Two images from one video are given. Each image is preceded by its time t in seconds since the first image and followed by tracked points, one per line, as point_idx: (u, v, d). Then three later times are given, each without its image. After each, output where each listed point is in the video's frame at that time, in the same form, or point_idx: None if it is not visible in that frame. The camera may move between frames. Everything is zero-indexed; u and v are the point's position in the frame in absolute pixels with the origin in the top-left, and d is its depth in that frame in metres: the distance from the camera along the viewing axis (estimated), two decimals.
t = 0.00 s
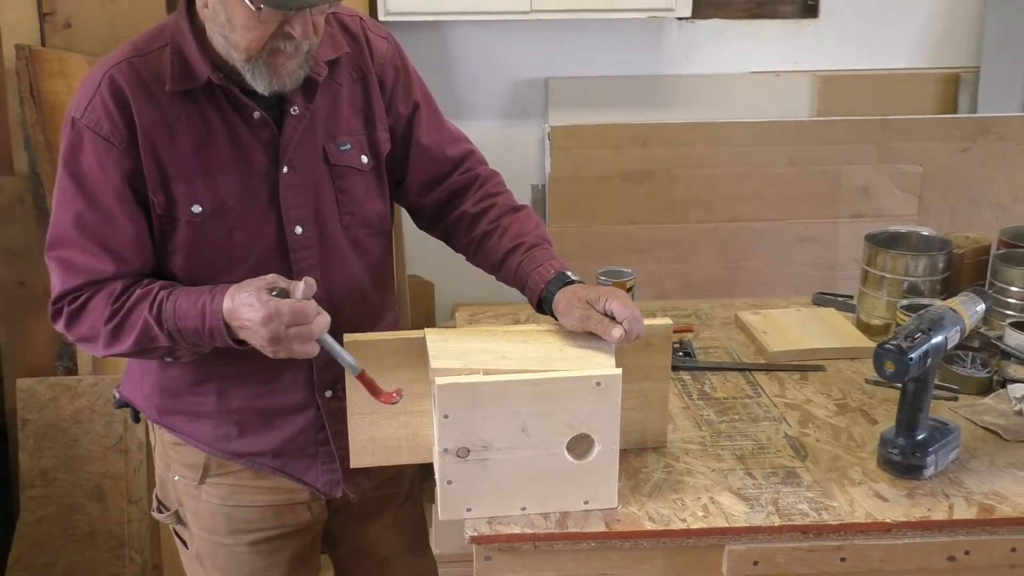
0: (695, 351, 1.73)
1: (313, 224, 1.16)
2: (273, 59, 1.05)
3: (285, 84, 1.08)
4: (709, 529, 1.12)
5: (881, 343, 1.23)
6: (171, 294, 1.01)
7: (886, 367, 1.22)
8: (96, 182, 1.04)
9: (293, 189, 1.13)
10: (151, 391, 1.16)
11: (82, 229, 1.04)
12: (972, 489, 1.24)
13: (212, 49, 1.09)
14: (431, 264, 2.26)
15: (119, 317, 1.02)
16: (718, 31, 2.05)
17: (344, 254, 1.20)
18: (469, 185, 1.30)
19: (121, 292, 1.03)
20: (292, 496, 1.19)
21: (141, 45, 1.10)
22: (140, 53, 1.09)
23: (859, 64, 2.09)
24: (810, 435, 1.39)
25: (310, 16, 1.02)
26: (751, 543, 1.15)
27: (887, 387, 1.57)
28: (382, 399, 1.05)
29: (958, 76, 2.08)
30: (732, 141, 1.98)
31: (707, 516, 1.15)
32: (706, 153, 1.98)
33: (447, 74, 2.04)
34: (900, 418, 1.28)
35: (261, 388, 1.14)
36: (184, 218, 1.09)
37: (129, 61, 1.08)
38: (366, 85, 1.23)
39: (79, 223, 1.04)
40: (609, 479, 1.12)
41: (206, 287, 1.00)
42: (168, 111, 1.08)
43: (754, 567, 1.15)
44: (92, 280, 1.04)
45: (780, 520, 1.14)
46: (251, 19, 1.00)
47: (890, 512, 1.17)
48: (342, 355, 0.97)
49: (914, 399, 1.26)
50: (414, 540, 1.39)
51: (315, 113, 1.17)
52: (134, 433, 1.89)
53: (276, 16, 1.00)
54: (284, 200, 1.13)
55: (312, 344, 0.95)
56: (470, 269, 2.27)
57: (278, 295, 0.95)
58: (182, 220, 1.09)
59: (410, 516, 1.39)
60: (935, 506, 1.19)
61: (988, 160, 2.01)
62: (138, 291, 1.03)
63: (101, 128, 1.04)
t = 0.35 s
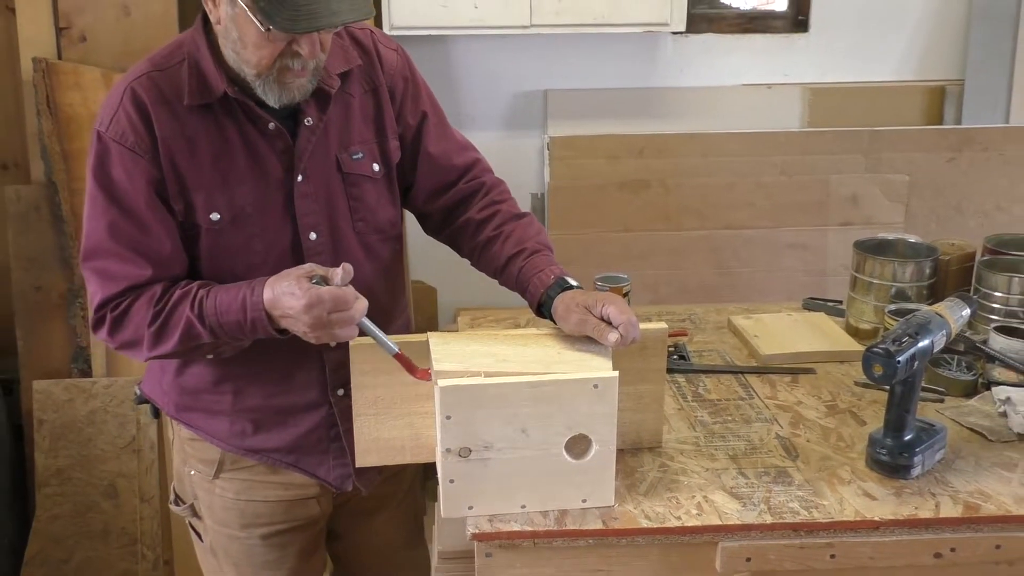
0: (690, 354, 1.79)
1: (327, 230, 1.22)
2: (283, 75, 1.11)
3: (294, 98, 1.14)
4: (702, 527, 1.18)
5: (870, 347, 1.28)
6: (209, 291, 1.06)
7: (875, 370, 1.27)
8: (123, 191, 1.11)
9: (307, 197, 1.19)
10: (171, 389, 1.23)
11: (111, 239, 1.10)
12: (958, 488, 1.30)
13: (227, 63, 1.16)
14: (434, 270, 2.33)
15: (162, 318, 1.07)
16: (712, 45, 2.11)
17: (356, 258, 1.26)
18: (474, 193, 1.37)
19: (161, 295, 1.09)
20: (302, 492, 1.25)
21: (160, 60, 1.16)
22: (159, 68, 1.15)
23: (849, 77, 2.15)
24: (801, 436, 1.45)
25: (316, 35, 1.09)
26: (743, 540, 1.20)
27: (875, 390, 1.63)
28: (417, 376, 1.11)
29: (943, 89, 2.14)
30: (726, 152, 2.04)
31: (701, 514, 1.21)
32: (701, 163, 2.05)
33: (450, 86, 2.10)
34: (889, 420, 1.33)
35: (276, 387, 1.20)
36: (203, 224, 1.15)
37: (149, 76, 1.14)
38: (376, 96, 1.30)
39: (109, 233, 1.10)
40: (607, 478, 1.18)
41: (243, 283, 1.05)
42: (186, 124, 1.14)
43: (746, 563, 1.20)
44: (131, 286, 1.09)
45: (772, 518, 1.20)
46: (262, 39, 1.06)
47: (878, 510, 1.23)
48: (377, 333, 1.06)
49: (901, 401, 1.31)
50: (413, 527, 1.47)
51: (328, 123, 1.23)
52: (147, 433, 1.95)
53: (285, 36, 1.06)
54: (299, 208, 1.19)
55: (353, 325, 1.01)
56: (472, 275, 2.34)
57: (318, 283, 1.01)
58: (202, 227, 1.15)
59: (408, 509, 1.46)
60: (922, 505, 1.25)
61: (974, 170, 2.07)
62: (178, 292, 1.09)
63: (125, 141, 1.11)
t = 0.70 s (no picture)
0: (687, 355, 1.85)
1: (347, 234, 1.29)
2: (295, 89, 1.17)
3: (309, 110, 1.20)
4: (699, 522, 1.24)
5: (861, 348, 1.34)
6: (231, 294, 1.12)
7: (866, 371, 1.32)
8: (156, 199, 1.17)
9: (329, 202, 1.26)
10: (197, 381, 1.31)
11: (145, 242, 1.16)
12: (946, 486, 1.35)
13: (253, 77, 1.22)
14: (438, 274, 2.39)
15: (185, 317, 1.13)
16: (707, 57, 2.19)
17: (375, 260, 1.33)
18: (484, 198, 1.43)
19: (186, 296, 1.14)
20: (319, 478, 1.34)
21: (190, 73, 1.22)
22: (189, 81, 1.21)
23: (839, 87, 2.23)
24: (794, 435, 1.51)
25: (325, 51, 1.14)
26: (738, 535, 1.26)
27: (866, 390, 1.69)
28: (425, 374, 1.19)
29: (931, 99, 2.22)
30: (722, 160, 2.11)
31: (697, 510, 1.26)
32: (697, 171, 2.11)
33: (455, 95, 2.17)
34: (880, 419, 1.40)
35: (296, 380, 1.29)
36: (232, 229, 1.23)
37: (180, 89, 1.20)
38: (394, 104, 1.36)
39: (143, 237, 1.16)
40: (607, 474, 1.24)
41: (262, 285, 1.10)
42: (216, 134, 1.21)
43: (741, 558, 1.26)
44: (161, 287, 1.16)
45: (766, 514, 1.25)
46: (273, 56, 1.13)
47: (870, 508, 1.29)
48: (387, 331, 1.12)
49: (890, 402, 1.38)
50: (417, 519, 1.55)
51: (347, 132, 1.30)
52: (161, 431, 2.03)
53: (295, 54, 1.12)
54: (321, 213, 1.26)
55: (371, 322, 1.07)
56: (475, 278, 2.41)
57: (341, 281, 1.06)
58: (231, 232, 1.22)
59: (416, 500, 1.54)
60: (911, 502, 1.30)
61: (960, 177, 2.14)
62: (202, 294, 1.14)
63: (158, 151, 1.17)
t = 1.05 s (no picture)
0: (684, 360, 1.92)
1: (357, 240, 1.37)
2: (305, 101, 1.23)
3: (320, 121, 1.27)
4: (695, 522, 1.29)
5: (853, 353, 1.39)
6: (272, 279, 1.16)
7: (857, 375, 1.37)
8: (182, 197, 1.23)
9: (341, 210, 1.34)
10: (215, 377, 1.39)
11: (170, 240, 1.22)
12: (935, 487, 1.41)
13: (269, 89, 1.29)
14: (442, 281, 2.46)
15: (224, 301, 1.16)
16: (704, 72, 2.27)
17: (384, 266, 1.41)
18: (491, 206, 1.50)
19: (226, 282, 1.19)
20: (329, 472, 1.41)
21: (211, 85, 1.30)
22: (210, 92, 1.28)
23: (832, 101, 2.30)
24: (788, 437, 1.57)
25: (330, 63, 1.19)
26: (733, 535, 1.32)
27: (857, 394, 1.75)
28: (434, 376, 1.26)
29: (919, 114, 2.28)
30: (717, 171, 2.18)
31: (695, 510, 1.32)
32: (694, 181, 2.19)
33: (460, 108, 2.24)
34: (871, 422, 1.45)
35: (309, 380, 1.36)
36: (251, 232, 1.29)
37: (201, 99, 1.27)
38: (404, 116, 1.44)
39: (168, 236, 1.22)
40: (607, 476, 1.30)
41: (305, 268, 1.15)
42: (235, 141, 1.27)
43: (738, 557, 1.32)
44: (200, 272, 1.20)
45: (760, 515, 1.31)
46: (282, 69, 1.19)
47: (861, 508, 1.34)
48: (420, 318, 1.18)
49: (882, 405, 1.43)
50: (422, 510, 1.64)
51: (358, 141, 1.36)
52: (174, 433, 2.09)
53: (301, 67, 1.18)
54: (333, 220, 1.33)
55: (418, 302, 1.12)
56: (478, 285, 2.47)
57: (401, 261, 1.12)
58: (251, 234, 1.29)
59: (421, 491, 1.63)
60: (901, 502, 1.36)
61: (946, 188, 2.22)
62: (240, 280, 1.18)
63: (183, 156, 1.24)
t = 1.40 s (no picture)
0: (678, 363, 1.97)
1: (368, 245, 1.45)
2: (323, 110, 1.30)
3: (336, 129, 1.33)
4: (688, 519, 1.31)
5: (841, 356, 1.40)
6: (290, 273, 1.23)
7: (845, 377, 1.39)
8: (205, 201, 1.30)
9: (353, 216, 1.42)
10: (231, 375, 1.48)
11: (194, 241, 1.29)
12: (921, 486, 1.42)
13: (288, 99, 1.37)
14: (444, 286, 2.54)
15: (245, 296, 1.23)
16: (698, 84, 2.36)
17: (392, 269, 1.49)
18: (495, 213, 1.57)
19: (246, 278, 1.26)
20: (339, 468, 1.49)
21: (232, 94, 1.37)
22: (231, 101, 1.36)
23: (821, 113, 2.40)
24: (779, 438, 1.59)
25: (348, 73, 1.26)
26: (726, 532, 1.33)
27: (846, 396, 1.78)
28: (438, 378, 1.32)
29: (905, 124, 2.39)
30: (710, 180, 2.30)
31: (688, 508, 1.34)
32: (688, 190, 2.30)
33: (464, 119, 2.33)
34: (858, 423, 1.46)
35: (322, 380, 1.43)
36: (270, 235, 1.38)
37: (224, 108, 1.35)
38: (415, 125, 1.51)
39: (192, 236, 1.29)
40: (602, 476, 1.33)
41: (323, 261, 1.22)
42: (256, 148, 1.35)
43: (729, 553, 1.33)
44: (221, 269, 1.28)
45: (752, 512, 1.33)
46: (302, 78, 1.26)
47: (850, 506, 1.36)
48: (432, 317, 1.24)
49: (869, 406, 1.44)
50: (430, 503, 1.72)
51: (371, 150, 1.44)
52: (186, 433, 2.17)
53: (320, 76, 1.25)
54: (346, 226, 1.42)
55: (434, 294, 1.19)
56: (478, 289, 2.54)
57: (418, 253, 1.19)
58: (270, 237, 1.38)
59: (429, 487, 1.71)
60: (888, 500, 1.37)
61: (932, 196, 2.34)
62: (259, 276, 1.25)
63: (207, 162, 1.31)
